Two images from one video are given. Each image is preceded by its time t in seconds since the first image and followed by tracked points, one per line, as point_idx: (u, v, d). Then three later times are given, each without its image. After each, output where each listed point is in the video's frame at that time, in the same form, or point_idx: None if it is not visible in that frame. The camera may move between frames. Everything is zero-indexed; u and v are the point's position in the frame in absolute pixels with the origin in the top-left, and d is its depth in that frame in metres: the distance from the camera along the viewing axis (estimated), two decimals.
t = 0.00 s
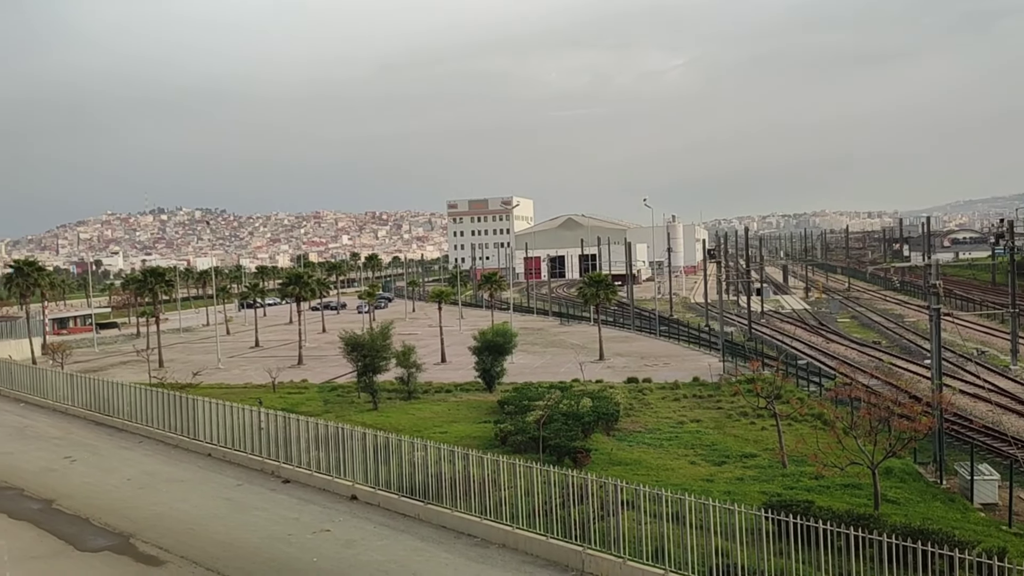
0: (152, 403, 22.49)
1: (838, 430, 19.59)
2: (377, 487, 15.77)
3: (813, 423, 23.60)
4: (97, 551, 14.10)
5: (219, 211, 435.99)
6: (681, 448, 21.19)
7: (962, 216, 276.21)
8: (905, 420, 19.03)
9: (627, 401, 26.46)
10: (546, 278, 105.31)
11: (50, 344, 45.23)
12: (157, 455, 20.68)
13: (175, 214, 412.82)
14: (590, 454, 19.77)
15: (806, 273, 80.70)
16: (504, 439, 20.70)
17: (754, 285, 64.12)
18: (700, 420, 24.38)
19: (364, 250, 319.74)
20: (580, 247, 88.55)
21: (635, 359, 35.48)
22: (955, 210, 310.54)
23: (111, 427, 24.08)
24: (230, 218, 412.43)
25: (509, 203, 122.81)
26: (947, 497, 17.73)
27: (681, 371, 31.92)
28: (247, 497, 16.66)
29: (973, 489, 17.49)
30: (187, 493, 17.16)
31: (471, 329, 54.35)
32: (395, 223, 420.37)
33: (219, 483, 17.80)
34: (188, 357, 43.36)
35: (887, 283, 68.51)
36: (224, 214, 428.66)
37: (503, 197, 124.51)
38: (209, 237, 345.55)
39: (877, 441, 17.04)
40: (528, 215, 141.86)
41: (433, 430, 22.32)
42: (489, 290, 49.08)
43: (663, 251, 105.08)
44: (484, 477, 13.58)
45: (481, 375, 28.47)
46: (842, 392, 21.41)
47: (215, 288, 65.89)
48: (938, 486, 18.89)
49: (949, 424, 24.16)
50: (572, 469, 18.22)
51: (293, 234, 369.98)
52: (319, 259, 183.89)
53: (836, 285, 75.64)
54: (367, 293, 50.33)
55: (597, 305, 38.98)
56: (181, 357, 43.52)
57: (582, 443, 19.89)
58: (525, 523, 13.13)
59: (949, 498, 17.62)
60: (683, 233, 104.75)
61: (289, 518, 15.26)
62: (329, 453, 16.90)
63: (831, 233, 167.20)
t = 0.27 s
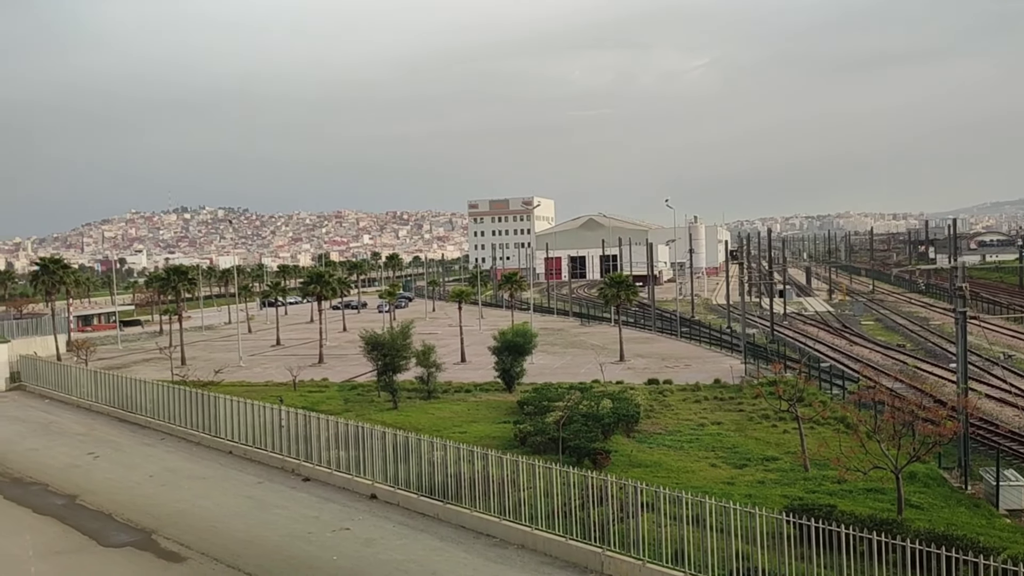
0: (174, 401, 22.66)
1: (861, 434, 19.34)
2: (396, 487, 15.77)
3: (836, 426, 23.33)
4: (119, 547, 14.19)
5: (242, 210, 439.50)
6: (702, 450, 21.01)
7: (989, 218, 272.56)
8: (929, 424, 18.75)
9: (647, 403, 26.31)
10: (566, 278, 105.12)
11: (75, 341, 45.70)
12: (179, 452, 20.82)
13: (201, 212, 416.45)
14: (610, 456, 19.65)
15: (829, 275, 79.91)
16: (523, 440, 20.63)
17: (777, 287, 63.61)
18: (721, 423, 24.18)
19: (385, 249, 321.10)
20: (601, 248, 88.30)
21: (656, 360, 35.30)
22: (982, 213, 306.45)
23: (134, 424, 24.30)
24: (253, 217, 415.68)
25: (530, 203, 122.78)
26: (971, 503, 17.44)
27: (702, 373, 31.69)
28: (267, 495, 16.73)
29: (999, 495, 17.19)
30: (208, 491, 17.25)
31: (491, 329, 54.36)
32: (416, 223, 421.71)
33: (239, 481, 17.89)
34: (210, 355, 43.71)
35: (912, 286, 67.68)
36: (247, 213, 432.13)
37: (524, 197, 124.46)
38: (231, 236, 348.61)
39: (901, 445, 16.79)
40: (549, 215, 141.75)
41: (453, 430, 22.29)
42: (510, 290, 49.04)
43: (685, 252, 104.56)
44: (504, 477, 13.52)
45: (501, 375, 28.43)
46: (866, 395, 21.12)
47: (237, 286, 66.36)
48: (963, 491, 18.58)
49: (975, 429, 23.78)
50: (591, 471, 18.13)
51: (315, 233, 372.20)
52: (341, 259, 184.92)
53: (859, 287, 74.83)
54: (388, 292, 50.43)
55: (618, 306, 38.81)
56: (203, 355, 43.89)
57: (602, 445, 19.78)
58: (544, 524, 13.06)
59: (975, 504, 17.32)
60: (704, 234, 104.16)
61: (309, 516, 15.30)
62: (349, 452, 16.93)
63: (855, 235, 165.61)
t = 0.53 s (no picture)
0: (192, 399, 22.83)
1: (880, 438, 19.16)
2: (412, 487, 15.79)
3: (854, 431, 23.13)
4: (137, 545, 14.29)
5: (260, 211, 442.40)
6: (718, 454, 20.90)
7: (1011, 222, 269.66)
8: (949, 429, 18.55)
9: (664, 406, 26.21)
10: (582, 280, 105.01)
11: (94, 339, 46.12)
12: (197, 450, 20.96)
13: (219, 213, 419.52)
14: (626, 458, 19.58)
15: (848, 278, 79.32)
16: (539, 442, 20.60)
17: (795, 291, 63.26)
18: (738, 426, 24.04)
19: (402, 251, 322.26)
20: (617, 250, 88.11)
21: (673, 363, 35.17)
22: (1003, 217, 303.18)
23: (153, 422, 24.49)
24: (272, 217, 418.50)
25: (547, 205, 122.76)
26: (992, 510, 17.22)
27: (719, 376, 31.52)
28: (284, 495, 16.80)
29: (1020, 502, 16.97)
30: (225, 489, 17.35)
31: (508, 330, 54.42)
32: (433, 224, 422.88)
33: (256, 480, 17.98)
34: (228, 355, 44.01)
35: (932, 290, 67.03)
36: (267, 213, 435.77)
37: (541, 199, 124.47)
38: (249, 237, 351.01)
39: (920, 450, 16.61)
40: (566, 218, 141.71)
41: (468, 432, 22.30)
42: (526, 292, 49.04)
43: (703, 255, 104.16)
44: (519, 479, 13.51)
45: (517, 377, 28.42)
46: (885, 400, 20.93)
47: (255, 286, 66.76)
48: (983, 498, 18.36)
49: (996, 435, 23.49)
50: (607, 473, 18.09)
51: (332, 235, 373.88)
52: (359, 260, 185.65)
53: (878, 291, 74.21)
54: (405, 293, 50.55)
55: (635, 308, 38.70)
56: (221, 355, 44.20)
57: (618, 447, 19.72)
58: (559, 526, 13.03)
59: (995, 511, 17.11)
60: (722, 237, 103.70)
61: (325, 516, 15.34)
62: (365, 452, 16.97)
63: (874, 239, 164.39)
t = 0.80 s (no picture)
0: (205, 399, 22.93)
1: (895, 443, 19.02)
2: (424, 489, 15.80)
3: (868, 435, 22.97)
4: (151, 544, 14.35)
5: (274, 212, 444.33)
6: (732, 457, 20.81)
7: None
8: (965, 434, 18.39)
9: (677, 408, 26.12)
10: (595, 283, 104.91)
11: (110, 339, 46.42)
12: (211, 450, 21.06)
13: (234, 214, 421.94)
14: (639, 461, 19.52)
15: (864, 282, 78.90)
16: (552, 444, 20.57)
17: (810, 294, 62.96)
18: (752, 430, 23.92)
19: (415, 252, 323.19)
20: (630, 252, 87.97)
21: (686, 366, 35.05)
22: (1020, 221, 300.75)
23: (167, 422, 24.61)
24: (285, 219, 420.42)
25: (560, 207, 122.70)
26: (1008, 515, 17.05)
27: (734, 379, 31.39)
28: (297, 495, 16.85)
29: None
30: (239, 489, 17.42)
31: (521, 332, 54.39)
32: (446, 226, 423.58)
33: (269, 480, 18.04)
34: (242, 355, 44.19)
35: (948, 293, 66.53)
36: (280, 214, 437.67)
37: (554, 201, 124.41)
38: (263, 238, 352.70)
39: (936, 454, 16.47)
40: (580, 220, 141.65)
41: (481, 433, 22.31)
42: (539, 293, 49.02)
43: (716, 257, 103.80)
44: (532, 481, 13.48)
45: (530, 379, 28.38)
46: (900, 404, 20.77)
47: (269, 287, 67.01)
48: (999, 503, 18.20)
49: (1013, 440, 23.27)
50: (620, 476, 18.04)
51: (346, 236, 374.95)
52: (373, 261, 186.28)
53: (894, 295, 73.73)
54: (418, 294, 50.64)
55: (648, 311, 38.61)
56: (235, 355, 44.40)
57: (631, 450, 19.65)
58: (572, 529, 13.00)
59: (1012, 517, 16.93)
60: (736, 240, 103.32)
61: (338, 516, 15.37)
62: (377, 453, 16.99)
63: (889, 242, 163.43)
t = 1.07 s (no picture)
0: (220, 400, 23.05)
1: (909, 448, 18.89)
2: (437, 491, 15.84)
3: (883, 440, 22.84)
4: (165, 545, 14.45)
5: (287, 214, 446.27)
6: (745, 462, 20.73)
7: None
8: (980, 440, 18.25)
9: (690, 412, 26.05)
10: (609, 286, 104.82)
11: (125, 340, 46.77)
12: (225, 452, 21.18)
13: (248, 216, 424.18)
14: (652, 465, 19.48)
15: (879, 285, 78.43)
16: (565, 447, 20.57)
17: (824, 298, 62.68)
18: (766, 434, 23.82)
19: (429, 255, 324.00)
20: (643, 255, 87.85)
21: (699, 369, 34.95)
22: None
23: (181, 423, 24.77)
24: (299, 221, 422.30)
25: (573, 210, 122.68)
26: None
27: (747, 383, 31.28)
28: (310, 497, 16.92)
29: None
30: (252, 491, 17.51)
31: (534, 335, 54.38)
32: (459, 229, 424.28)
33: (283, 482, 18.12)
34: (256, 357, 44.40)
35: (965, 298, 66.07)
36: (294, 217, 439.66)
37: (567, 204, 124.32)
38: (277, 241, 354.39)
39: (951, 459, 16.35)
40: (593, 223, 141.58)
41: (494, 436, 22.34)
42: (553, 296, 49.04)
43: (730, 261, 103.48)
44: (544, 484, 13.48)
45: (543, 383, 28.39)
46: (914, 409, 20.64)
47: (283, 289, 67.28)
48: (1015, 509, 18.04)
49: None
50: (633, 480, 18.01)
51: (359, 239, 375.97)
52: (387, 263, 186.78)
53: (909, 298, 73.28)
54: (432, 297, 50.75)
55: (661, 314, 38.55)
56: (249, 357, 44.62)
57: (644, 454, 19.62)
58: (584, 532, 13.00)
59: None
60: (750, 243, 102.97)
61: (350, 518, 15.43)
62: (390, 455, 17.04)
63: (904, 246, 162.47)
